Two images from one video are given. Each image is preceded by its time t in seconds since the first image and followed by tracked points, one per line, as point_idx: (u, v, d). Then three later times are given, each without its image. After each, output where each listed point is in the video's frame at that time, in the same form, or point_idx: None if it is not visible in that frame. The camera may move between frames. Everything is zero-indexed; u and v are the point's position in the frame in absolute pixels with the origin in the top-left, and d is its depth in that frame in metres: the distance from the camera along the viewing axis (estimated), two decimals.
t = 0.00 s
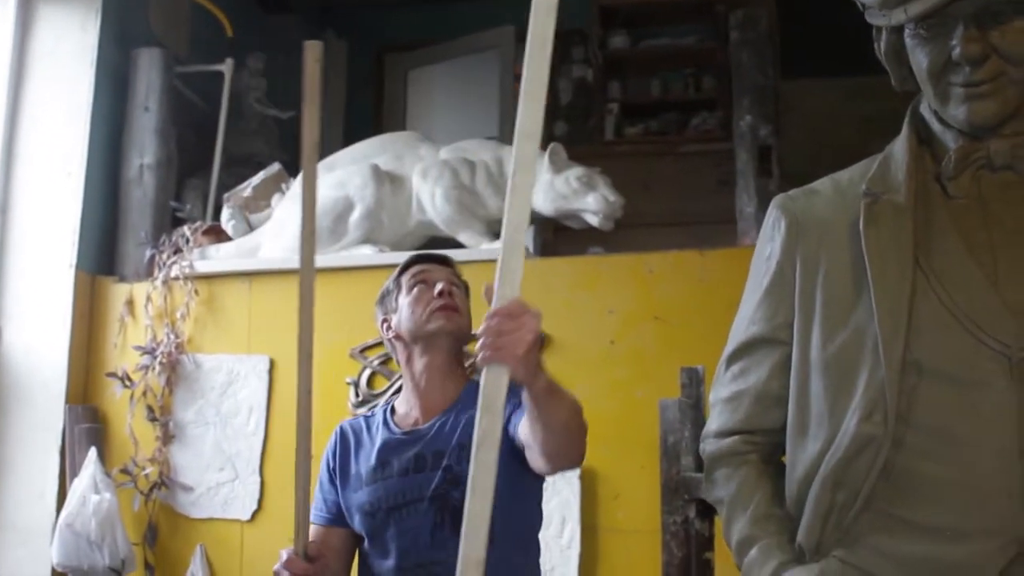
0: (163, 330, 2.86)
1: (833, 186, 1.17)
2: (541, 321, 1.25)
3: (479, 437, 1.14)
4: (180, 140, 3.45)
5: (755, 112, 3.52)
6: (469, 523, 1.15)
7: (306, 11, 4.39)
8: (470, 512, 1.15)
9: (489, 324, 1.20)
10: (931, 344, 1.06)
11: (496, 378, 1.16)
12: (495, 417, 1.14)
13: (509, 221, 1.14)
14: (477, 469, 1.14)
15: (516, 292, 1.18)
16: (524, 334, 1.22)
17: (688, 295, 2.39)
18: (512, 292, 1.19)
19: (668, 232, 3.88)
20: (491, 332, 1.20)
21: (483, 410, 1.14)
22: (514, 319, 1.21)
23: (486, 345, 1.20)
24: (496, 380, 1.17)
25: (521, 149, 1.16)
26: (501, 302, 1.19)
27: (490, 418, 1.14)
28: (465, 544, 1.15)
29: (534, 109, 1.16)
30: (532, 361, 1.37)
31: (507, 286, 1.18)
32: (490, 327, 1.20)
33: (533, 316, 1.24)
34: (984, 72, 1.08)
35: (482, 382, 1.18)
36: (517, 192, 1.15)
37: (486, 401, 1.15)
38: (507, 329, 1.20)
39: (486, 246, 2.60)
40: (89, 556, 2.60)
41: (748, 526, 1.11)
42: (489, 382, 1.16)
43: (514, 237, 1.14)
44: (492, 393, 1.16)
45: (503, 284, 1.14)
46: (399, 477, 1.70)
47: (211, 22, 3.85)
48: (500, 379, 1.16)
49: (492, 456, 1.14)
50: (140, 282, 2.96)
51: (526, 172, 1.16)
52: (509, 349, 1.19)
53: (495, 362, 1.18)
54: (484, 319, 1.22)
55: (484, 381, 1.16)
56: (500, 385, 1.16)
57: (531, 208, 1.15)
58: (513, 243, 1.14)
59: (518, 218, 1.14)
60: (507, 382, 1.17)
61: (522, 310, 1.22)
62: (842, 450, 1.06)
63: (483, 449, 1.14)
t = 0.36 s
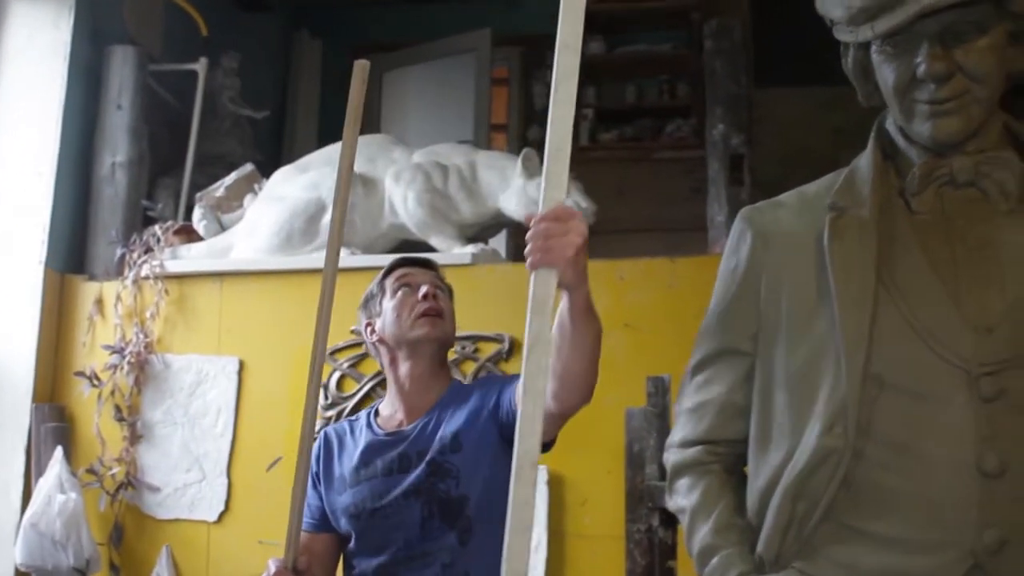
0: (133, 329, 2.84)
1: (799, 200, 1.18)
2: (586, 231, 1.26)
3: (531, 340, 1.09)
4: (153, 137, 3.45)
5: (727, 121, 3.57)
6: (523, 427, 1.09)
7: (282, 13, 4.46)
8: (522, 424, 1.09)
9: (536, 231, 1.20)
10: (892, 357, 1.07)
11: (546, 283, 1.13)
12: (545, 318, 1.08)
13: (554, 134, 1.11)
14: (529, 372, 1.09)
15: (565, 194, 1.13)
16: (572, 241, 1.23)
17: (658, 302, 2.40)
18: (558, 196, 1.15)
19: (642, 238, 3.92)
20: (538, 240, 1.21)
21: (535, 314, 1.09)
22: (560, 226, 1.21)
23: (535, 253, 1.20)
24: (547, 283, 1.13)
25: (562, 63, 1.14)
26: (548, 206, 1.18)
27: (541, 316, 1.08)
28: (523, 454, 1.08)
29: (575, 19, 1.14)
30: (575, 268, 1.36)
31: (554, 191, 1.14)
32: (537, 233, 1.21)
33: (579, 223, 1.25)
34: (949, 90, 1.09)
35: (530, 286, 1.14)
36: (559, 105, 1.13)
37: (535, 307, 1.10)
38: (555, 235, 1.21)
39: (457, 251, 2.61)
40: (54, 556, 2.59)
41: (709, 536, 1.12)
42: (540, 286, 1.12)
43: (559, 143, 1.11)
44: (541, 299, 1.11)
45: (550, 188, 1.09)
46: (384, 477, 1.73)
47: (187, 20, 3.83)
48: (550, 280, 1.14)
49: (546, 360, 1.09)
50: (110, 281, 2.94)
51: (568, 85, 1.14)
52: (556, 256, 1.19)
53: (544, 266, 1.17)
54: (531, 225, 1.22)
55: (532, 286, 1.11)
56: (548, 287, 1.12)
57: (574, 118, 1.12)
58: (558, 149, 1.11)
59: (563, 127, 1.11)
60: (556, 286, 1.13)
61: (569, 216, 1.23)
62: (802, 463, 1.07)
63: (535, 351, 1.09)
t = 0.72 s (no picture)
0: (96, 333, 2.83)
1: (751, 211, 1.20)
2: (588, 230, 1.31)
3: (536, 332, 1.09)
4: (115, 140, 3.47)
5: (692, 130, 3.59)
6: (531, 420, 1.10)
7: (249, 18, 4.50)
8: (529, 418, 1.10)
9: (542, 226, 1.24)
10: (840, 367, 1.09)
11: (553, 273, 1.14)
12: (551, 311, 1.09)
13: (554, 131, 1.13)
14: (536, 364, 1.09)
15: (568, 190, 1.16)
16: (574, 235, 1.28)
17: (621, 309, 2.42)
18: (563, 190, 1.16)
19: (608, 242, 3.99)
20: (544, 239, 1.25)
21: (540, 308, 1.10)
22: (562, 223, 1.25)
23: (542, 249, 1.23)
24: (551, 275, 1.14)
25: (564, 62, 1.16)
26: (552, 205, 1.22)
27: (546, 310, 1.09)
28: (529, 447, 1.09)
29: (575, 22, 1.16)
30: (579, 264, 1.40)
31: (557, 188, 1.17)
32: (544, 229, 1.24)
33: (580, 219, 1.30)
34: (897, 103, 1.11)
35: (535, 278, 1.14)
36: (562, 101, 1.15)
37: (542, 297, 1.11)
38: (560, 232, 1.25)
39: (421, 255, 2.67)
40: (13, 561, 2.55)
41: (661, 542, 1.13)
42: (544, 277, 1.13)
43: (561, 139, 1.13)
44: (548, 288, 1.12)
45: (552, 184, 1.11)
46: (356, 477, 1.73)
47: (155, 22, 3.86)
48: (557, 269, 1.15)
49: (550, 353, 1.09)
50: (73, 285, 2.94)
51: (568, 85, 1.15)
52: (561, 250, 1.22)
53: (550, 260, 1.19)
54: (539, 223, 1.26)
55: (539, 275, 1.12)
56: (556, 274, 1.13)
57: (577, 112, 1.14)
58: (559, 145, 1.13)
59: (563, 124, 1.13)
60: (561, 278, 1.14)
61: (571, 212, 1.27)
62: (752, 470, 1.08)
63: (540, 344, 1.10)
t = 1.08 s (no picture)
0: (79, 340, 2.85)
1: (725, 215, 1.21)
2: (580, 227, 1.31)
3: (528, 322, 1.07)
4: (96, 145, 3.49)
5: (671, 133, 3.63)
6: (522, 411, 1.07)
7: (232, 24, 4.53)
8: (521, 408, 1.07)
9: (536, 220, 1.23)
10: (812, 370, 1.10)
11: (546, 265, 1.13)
12: (544, 302, 1.08)
13: (550, 128, 1.11)
14: (528, 354, 1.07)
15: (563, 187, 1.14)
16: (566, 230, 1.27)
17: (603, 311, 2.43)
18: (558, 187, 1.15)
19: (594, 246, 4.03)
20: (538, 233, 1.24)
21: (534, 298, 1.09)
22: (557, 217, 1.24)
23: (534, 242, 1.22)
24: (545, 267, 1.13)
25: (560, 61, 1.14)
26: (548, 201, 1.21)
27: (540, 302, 1.07)
28: (521, 435, 1.07)
29: (569, 24, 1.16)
30: (571, 258, 1.40)
31: (552, 184, 1.15)
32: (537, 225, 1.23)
33: (574, 215, 1.29)
34: (867, 108, 1.12)
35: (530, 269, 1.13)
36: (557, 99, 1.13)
37: (536, 288, 1.10)
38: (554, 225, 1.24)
39: (404, 259, 2.68)
40: None
41: (639, 545, 1.13)
42: (538, 269, 1.12)
43: (557, 136, 1.11)
44: (542, 280, 1.11)
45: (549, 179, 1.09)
46: (341, 480, 1.72)
47: (133, 25, 3.91)
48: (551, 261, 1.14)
49: (542, 343, 1.08)
50: (56, 291, 2.95)
51: (563, 83, 1.14)
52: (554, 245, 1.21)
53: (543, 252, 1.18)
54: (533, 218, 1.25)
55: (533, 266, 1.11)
56: (551, 265, 1.12)
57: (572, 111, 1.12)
58: (555, 141, 1.11)
59: (560, 121, 1.11)
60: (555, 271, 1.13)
61: (565, 207, 1.27)
62: (727, 472, 1.09)
63: (532, 335, 1.08)
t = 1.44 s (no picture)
0: (76, 348, 2.87)
1: (715, 216, 1.21)
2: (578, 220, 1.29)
3: (533, 315, 1.07)
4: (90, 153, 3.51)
5: (665, 136, 3.77)
6: (531, 402, 1.07)
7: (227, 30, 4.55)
8: (529, 399, 1.07)
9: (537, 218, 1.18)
10: (802, 370, 1.10)
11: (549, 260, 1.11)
12: (548, 294, 1.07)
13: (548, 123, 1.10)
14: (535, 347, 1.07)
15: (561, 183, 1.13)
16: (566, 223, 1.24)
17: (599, 312, 2.44)
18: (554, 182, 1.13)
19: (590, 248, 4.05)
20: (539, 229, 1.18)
21: (537, 290, 1.08)
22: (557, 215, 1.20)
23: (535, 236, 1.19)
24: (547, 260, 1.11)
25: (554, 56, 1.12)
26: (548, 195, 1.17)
27: (544, 294, 1.07)
28: (529, 425, 1.06)
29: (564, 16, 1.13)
30: (571, 250, 1.39)
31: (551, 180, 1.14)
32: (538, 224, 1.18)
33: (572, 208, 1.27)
34: (854, 108, 1.12)
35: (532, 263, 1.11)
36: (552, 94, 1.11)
37: (539, 282, 1.09)
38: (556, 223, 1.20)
39: (400, 264, 2.70)
40: None
41: (632, 546, 1.13)
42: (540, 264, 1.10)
43: (555, 131, 1.09)
44: (544, 273, 1.10)
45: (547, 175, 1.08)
46: (337, 485, 1.72)
47: (126, 32, 3.93)
48: (553, 255, 1.12)
49: (548, 335, 1.07)
50: (52, 300, 2.97)
51: (558, 76, 1.12)
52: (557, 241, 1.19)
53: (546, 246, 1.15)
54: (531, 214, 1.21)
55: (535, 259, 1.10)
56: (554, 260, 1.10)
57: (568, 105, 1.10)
58: (553, 136, 1.09)
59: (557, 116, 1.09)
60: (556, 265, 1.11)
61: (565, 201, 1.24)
62: (718, 473, 1.09)
63: (538, 328, 1.07)
